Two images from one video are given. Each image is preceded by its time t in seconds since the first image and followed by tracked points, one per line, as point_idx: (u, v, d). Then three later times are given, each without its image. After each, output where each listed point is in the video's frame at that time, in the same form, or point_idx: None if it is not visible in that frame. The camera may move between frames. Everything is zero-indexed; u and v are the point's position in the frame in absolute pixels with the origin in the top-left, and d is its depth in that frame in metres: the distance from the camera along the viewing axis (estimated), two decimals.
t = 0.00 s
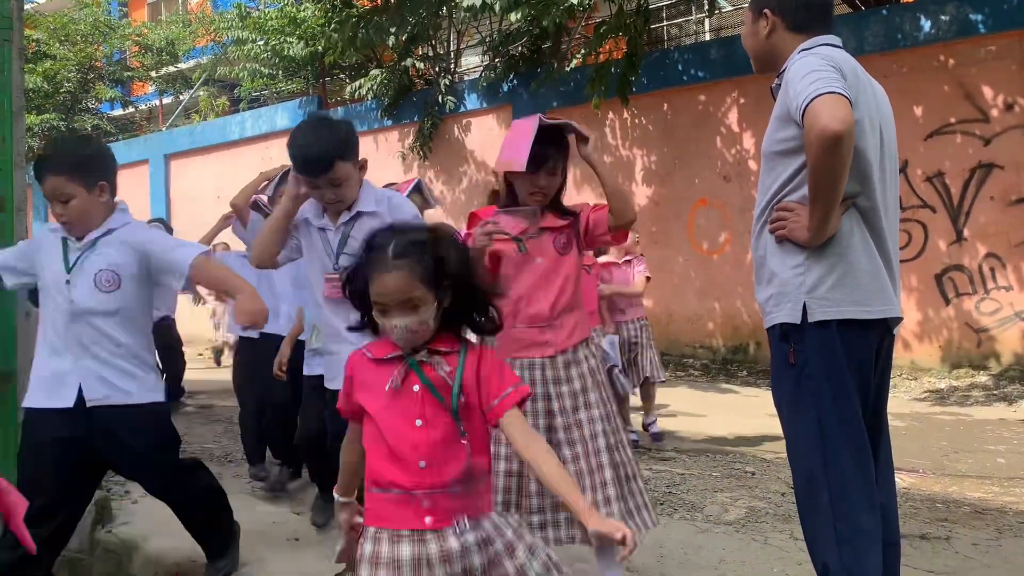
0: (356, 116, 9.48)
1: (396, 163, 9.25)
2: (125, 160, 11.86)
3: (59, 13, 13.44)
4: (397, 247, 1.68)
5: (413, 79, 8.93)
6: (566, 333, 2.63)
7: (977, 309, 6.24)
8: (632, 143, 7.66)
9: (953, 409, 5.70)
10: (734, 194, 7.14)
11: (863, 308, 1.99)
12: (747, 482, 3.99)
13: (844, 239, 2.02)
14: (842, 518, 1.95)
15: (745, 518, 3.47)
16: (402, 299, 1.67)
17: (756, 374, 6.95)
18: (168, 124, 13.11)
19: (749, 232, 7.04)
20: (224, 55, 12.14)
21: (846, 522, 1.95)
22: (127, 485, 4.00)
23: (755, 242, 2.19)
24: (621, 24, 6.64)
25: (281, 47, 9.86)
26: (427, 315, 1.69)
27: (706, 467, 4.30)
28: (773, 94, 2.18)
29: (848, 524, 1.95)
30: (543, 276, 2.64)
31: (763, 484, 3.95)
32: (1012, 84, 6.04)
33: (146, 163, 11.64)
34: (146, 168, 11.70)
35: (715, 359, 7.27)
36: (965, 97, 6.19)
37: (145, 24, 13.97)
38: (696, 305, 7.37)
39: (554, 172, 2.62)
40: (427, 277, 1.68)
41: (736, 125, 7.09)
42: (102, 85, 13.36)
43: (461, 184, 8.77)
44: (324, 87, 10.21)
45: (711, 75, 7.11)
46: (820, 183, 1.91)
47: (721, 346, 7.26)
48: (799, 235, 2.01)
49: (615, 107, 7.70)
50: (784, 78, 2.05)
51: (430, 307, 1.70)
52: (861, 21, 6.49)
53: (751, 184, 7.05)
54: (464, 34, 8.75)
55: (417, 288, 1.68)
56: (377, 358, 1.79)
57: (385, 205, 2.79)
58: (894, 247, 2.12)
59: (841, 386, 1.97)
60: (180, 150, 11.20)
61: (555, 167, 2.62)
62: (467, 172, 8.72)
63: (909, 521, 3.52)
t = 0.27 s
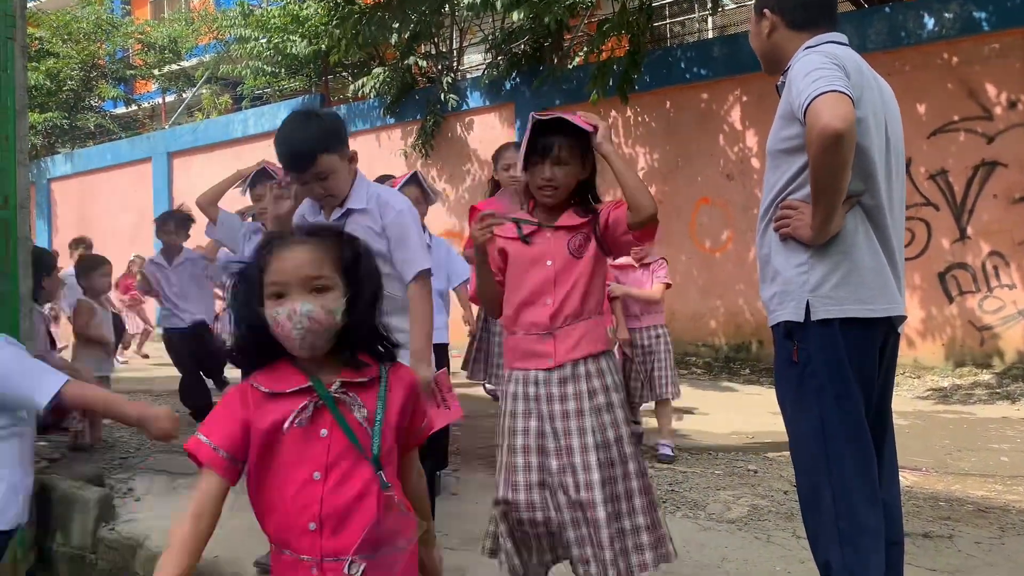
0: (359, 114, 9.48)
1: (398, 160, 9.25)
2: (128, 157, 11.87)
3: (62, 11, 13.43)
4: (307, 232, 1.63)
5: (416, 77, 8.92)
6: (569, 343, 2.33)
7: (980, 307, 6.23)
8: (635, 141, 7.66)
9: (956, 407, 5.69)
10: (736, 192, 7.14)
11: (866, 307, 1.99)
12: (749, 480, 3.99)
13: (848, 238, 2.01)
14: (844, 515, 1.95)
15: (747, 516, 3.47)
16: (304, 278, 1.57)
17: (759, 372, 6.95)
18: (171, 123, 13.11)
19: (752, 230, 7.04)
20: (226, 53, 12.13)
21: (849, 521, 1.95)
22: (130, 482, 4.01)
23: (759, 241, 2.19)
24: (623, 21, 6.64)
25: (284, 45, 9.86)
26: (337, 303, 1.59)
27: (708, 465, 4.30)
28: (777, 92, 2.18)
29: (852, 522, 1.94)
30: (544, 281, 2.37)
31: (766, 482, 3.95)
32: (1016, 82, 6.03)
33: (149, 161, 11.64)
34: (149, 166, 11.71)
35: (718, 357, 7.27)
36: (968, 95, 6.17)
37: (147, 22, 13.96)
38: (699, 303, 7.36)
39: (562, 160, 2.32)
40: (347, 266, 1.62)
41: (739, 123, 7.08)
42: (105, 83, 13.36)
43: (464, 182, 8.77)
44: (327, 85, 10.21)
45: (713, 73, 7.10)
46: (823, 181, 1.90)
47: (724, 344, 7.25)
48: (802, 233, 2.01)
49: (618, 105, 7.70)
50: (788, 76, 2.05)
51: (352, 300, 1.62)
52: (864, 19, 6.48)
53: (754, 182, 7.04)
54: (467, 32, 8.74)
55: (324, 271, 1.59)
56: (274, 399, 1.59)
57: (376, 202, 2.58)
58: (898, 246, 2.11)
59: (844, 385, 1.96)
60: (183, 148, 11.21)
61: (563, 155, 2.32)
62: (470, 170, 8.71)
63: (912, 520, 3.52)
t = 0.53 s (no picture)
0: (360, 112, 9.48)
1: (399, 158, 9.25)
2: (129, 156, 11.87)
3: (63, 9, 13.40)
4: (173, 219, 1.53)
5: (416, 76, 8.91)
6: (535, 371, 2.21)
7: (981, 306, 6.23)
8: (636, 139, 7.65)
9: (958, 406, 5.69)
10: (738, 190, 7.13)
11: (869, 305, 1.98)
12: (750, 479, 3.99)
13: (851, 237, 2.01)
14: (845, 514, 1.95)
15: (748, 515, 3.47)
16: (153, 271, 1.46)
17: (760, 371, 6.95)
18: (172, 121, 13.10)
19: (753, 229, 7.04)
20: (227, 51, 12.12)
21: (851, 520, 1.95)
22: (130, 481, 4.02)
23: (764, 239, 2.19)
24: (625, 19, 6.64)
25: (285, 43, 9.85)
26: (184, 305, 1.46)
27: (708, 464, 4.30)
28: (783, 90, 2.18)
29: (854, 522, 1.94)
30: (507, 298, 2.26)
31: (767, 480, 3.95)
32: (1017, 80, 6.03)
33: (150, 159, 11.65)
34: (150, 164, 11.71)
35: (719, 356, 7.27)
36: (970, 93, 6.17)
37: (149, 20, 13.93)
38: (700, 302, 7.36)
39: (514, 164, 2.23)
40: (220, 269, 1.51)
41: (741, 122, 7.08)
42: (106, 81, 13.35)
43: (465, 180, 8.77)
44: (327, 84, 10.21)
45: (715, 72, 7.10)
46: (827, 179, 1.90)
47: (725, 343, 7.25)
48: (806, 231, 2.01)
49: (619, 103, 7.69)
50: (793, 74, 2.05)
51: (208, 312, 1.49)
52: (866, 17, 6.47)
53: (755, 181, 7.04)
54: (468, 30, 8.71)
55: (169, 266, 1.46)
56: (95, 410, 1.50)
57: (349, 213, 2.77)
58: (903, 245, 2.11)
59: (846, 384, 1.96)
60: (184, 146, 11.21)
61: (517, 160, 2.23)
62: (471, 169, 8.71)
63: (913, 518, 3.52)
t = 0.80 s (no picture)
0: (361, 110, 9.48)
1: (399, 157, 9.25)
2: (130, 153, 11.88)
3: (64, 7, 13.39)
4: None
5: (418, 74, 8.90)
6: (428, 505, 1.75)
7: (982, 306, 6.23)
8: (637, 138, 7.65)
9: (958, 406, 5.69)
10: (738, 189, 7.13)
11: (873, 305, 1.98)
12: (750, 478, 3.99)
13: (856, 236, 2.01)
14: (847, 514, 1.95)
15: (747, 514, 3.47)
16: None
17: (760, 371, 6.96)
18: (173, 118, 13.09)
19: (754, 229, 7.04)
20: (228, 49, 12.11)
21: (854, 520, 1.95)
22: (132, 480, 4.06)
23: (767, 238, 2.18)
24: (626, 18, 6.63)
25: (286, 41, 9.84)
26: None
27: (708, 463, 4.30)
28: (789, 90, 2.18)
29: (856, 522, 1.94)
30: (400, 417, 1.78)
31: (767, 480, 3.95)
32: (1018, 80, 6.03)
33: (150, 157, 11.65)
34: (151, 162, 11.71)
35: (719, 356, 7.28)
36: (971, 93, 6.17)
37: (150, 18, 13.92)
38: (700, 301, 7.36)
39: (407, 252, 1.78)
40: None
41: (742, 122, 7.08)
42: (107, 79, 13.35)
43: (466, 179, 8.77)
44: (329, 82, 10.21)
45: (716, 71, 7.10)
46: (833, 178, 1.90)
47: (725, 343, 7.25)
48: (811, 230, 2.01)
49: (620, 102, 7.69)
50: (800, 72, 2.05)
51: None
52: (868, 17, 6.47)
53: (756, 180, 7.03)
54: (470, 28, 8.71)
55: None
56: None
57: (294, 241, 2.65)
58: (907, 245, 2.11)
59: (850, 384, 1.96)
60: (184, 143, 11.22)
61: (410, 248, 1.79)
62: (472, 167, 8.71)
63: (913, 518, 3.52)
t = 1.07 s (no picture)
0: (362, 108, 9.47)
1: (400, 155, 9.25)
2: (131, 150, 11.89)
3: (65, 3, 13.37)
4: None
5: (419, 72, 8.89)
6: (271, 550, 1.61)
7: (982, 307, 6.23)
8: (638, 138, 7.65)
9: (958, 407, 5.69)
10: (739, 189, 7.13)
11: (878, 305, 1.98)
12: (749, 478, 3.99)
13: (861, 236, 2.01)
14: (849, 515, 1.95)
15: (747, 514, 3.47)
16: None
17: (760, 371, 6.96)
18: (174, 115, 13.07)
19: (754, 229, 7.03)
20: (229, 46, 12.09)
21: (856, 521, 1.95)
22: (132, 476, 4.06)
23: (768, 237, 2.18)
24: (628, 17, 6.63)
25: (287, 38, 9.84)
26: None
27: (707, 463, 4.30)
28: (793, 89, 2.18)
29: (858, 523, 1.94)
30: (245, 439, 1.63)
31: (766, 480, 3.95)
32: (1019, 81, 6.02)
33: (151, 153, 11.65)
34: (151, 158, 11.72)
35: (718, 356, 7.28)
36: (972, 94, 6.17)
37: (151, 14, 13.90)
38: (700, 300, 7.36)
39: (275, 249, 1.54)
40: None
41: (743, 121, 7.07)
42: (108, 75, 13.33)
43: (466, 177, 8.77)
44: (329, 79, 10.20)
45: (718, 71, 7.09)
46: (844, 176, 1.90)
47: (725, 342, 7.25)
48: (816, 229, 2.01)
49: (621, 101, 7.69)
50: (808, 71, 2.05)
51: None
52: (869, 17, 6.47)
53: (757, 180, 7.03)
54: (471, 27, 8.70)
55: None
56: None
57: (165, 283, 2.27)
58: (909, 246, 2.12)
59: (853, 385, 1.96)
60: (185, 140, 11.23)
61: (280, 244, 1.54)
62: (472, 166, 8.71)
63: (912, 519, 3.52)
